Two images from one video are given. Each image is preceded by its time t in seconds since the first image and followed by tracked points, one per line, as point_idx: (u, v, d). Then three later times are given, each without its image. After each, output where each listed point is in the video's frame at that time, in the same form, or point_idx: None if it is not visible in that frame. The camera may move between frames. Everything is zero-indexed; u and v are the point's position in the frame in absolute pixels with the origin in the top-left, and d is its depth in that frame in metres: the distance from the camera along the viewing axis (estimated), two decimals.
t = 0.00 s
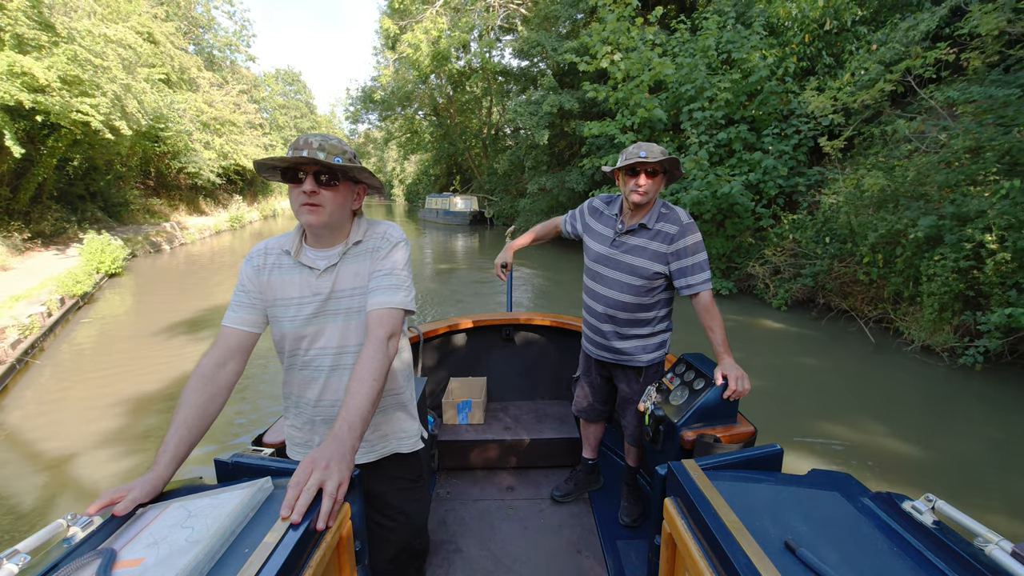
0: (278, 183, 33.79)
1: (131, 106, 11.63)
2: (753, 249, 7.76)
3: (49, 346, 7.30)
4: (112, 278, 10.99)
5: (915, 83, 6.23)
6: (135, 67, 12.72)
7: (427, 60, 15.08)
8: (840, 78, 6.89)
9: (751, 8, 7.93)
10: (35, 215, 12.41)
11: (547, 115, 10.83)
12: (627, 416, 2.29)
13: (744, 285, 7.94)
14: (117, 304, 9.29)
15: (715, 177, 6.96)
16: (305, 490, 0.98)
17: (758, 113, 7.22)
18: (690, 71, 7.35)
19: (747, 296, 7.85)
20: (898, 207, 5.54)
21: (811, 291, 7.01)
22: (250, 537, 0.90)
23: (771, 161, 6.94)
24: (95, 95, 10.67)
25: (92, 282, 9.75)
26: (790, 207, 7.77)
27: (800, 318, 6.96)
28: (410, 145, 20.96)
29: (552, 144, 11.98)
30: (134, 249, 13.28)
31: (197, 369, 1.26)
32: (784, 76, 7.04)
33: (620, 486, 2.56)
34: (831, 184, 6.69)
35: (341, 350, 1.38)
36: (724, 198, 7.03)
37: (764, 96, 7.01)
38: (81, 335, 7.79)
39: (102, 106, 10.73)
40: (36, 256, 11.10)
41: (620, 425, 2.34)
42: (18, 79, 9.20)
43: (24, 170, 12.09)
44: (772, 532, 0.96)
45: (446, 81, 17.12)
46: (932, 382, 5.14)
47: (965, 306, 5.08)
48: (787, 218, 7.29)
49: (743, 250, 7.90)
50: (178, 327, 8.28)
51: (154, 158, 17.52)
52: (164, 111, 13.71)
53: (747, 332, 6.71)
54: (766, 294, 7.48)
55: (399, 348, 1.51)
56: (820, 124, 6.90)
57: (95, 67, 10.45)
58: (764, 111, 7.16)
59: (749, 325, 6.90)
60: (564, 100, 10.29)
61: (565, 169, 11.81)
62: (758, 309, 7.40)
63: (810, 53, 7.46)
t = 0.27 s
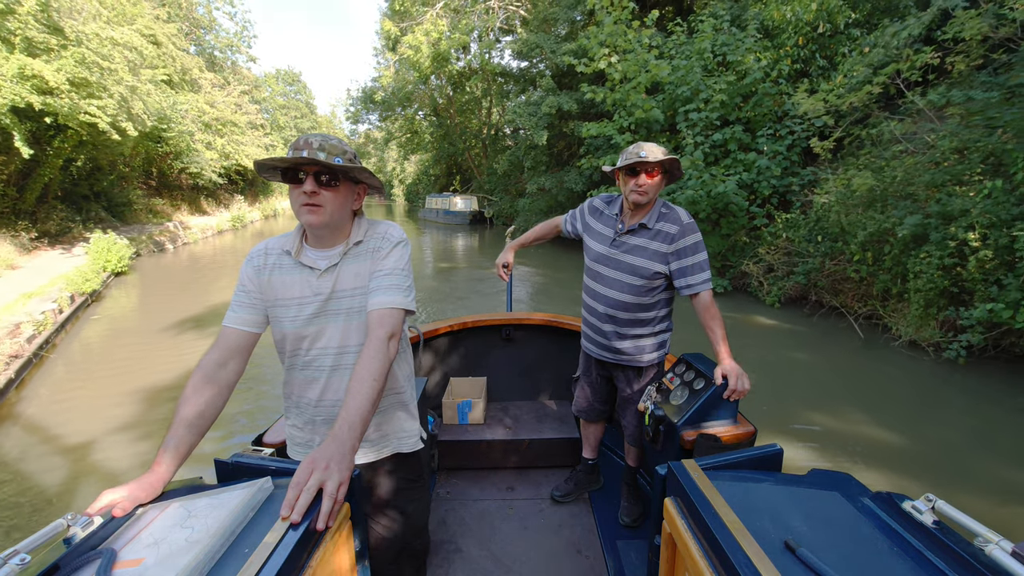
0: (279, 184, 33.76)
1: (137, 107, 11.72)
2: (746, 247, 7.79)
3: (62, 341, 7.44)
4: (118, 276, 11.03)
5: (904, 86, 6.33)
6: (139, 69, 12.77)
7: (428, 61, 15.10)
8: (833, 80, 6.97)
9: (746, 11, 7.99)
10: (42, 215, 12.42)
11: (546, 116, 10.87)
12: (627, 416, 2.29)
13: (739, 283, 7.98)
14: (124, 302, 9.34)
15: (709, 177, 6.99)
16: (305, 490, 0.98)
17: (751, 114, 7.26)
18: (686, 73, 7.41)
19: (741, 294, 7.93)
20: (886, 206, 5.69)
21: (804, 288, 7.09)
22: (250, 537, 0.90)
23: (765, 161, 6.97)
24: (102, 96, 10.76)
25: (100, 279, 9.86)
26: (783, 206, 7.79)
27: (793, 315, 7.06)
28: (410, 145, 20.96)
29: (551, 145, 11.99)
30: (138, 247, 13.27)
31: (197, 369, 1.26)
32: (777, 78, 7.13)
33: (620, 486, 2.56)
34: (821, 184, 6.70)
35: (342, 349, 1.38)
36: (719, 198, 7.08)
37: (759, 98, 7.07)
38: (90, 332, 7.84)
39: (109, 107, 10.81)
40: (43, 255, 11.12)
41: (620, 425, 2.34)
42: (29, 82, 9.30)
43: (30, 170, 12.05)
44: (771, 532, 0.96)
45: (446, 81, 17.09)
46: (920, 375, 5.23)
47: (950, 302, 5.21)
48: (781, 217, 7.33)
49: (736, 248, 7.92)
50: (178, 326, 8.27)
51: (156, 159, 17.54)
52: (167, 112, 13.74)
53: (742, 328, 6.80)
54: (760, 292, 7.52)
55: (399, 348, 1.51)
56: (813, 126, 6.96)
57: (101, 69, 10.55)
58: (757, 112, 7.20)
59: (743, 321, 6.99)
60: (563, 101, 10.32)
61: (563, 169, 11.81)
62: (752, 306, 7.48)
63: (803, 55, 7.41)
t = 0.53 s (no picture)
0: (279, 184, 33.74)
1: (143, 109, 11.81)
2: (741, 245, 7.85)
3: (74, 337, 7.54)
4: (123, 275, 11.07)
5: (893, 88, 6.41)
6: (145, 71, 12.84)
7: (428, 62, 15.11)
8: (826, 82, 7.03)
9: (741, 15, 8.06)
10: (48, 214, 12.41)
11: (545, 117, 10.90)
12: (627, 416, 2.29)
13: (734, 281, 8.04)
14: (130, 301, 9.38)
15: (702, 177, 7.00)
16: (305, 490, 0.98)
17: (746, 116, 7.29)
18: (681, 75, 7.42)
19: (736, 292, 8.03)
20: (875, 206, 5.86)
21: (797, 286, 7.19)
22: (250, 537, 0.90)
23: (758, 162, 7.03)
24: (109, 98, 10.84)
25: (107, 278, 9.93)
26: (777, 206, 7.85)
27: (786, 312, 7.17)
28: (410, 146, 20.96)
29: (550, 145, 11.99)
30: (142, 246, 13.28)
31: (198, 370, 1.26)
32: (771, 80, 7.22)
33: (619, 486, 2.57)
34: (814, 183, 6.76)
35: (343, 349, 1.38)
36: (713, 198, 7.12)
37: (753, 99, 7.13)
38: (99, 330, 7.89)
39: (116, 109, 10.89)
40: (50, 254, 11.12)
41: (620, 425, 2.34)
42: (39, 84, 9.36)
43: (36, 170, 12.03)
44: (771, 532, 0.96)
45: (446, 82, 17.08)
46: (905, 369, 5.43)
47: (935, 298, 5.41)
48: (775, 216, 7.39)
49: (732, 247, 7.97)
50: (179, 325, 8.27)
51: (158, 159, 17.54)
52: (171, 113, 13.77)
53: (737, 325, 6.91)
54: (755, 290, 7.58)
55: (399, 348, 1.51)
56: (807, 127, 6.96)
57: (108, 71, 10.63)
58: (752, 113, 7.24)
59: (738, 318, 7.09)
60: (561, 102, 10.34)
61: (562, 169, 11.81)
62: (747, 304, 7.58)
63: (797, 57, 7.44)
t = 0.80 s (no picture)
0: (280, 184, 33.73)
1: (149, 111, 11.89)
2: (736, 244, 7.95)
3: (86, 333, 7.64)
4: (129, 274, 11.10)
5: (881, 90, 6.32)
6: (150, 73, 12.89)
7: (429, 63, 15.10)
8: (818, 84, 6.97)
9: (736, 17, 8.12)
10: (54, 214, 12.41)
11: (544, 117, 10.91)
12: (627, 416, 2.28)
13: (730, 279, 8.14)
14: (135, 298, 9.42)
15: (697, 177, 7.08)
16: (305, 490, 0.98)
17: (741, 117, 7.41)
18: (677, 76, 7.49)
19: (731, 290, 8.15)
20: (864, 206, 5.93)
21: (790, 283, 7.31)
22: (250, 537, 0.90)
23: (752, 163, 7.14)
24: (115, 100, 10.91)
25: (115, 276, 10.00)
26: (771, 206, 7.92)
27: (779, 309, 7.31)
28: (410, 146, 20.96)
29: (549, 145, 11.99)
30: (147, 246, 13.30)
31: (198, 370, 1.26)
32: (764, 82, 7.31)
33: (619, 486, 2.57)
34: (808, 183, 6.90)
35: (343, 349, 1.38)
36: (707, 198, 7.18)
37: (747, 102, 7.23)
38: (106, 327, 7.94)
39: (122, 111, 10.96)
40: (57, 253, 11.11)
41: (620, 425, 2.34)
42: (48, 86, 9.37)
43: (42, 170, 12.01)
44: (771, 531, 0.96)
45: (447, 82, 17.08)
46: (894, 363, 5.61)
47: (922, 295, 5.51)
48: (768, 216, 7.50)
49: (727, 246, 8.06)
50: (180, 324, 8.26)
51: (161, 159, 17.55)
52: (175, 113, 13.78)
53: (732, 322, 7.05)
54: (749, 287, 7.70)
55: (399, 348, 1.50)
56: (799, 129, 6.97)
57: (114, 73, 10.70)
58: (746, 115, 7.36)
59: (734, 316, 7.20)
60: (560, 104, 10.36)
61: (561, 169, 11.81)
62: (741, 301, 7.71)
63: (790, 60, 7.52)
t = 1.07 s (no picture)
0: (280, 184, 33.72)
1: (155, 113, 11.96)
2: (730, 243, 7.97)
3: (96, 329, 7.73)
4: (135, 273, 11.10)
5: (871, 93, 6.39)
6: (155, 75, 12.91)
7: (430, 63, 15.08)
8: (812, 87, 7.08)
9: (732, 20, 8.19)
10: (59, 214, 12.40)
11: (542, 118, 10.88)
12: (627, 416, 2.28)
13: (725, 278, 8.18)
14: (139, 296, 9.43)
15: (693, 177, 7.12)
16: (305, 490, 0.98)
17: (736, 119, 7.44)
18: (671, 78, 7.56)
19: (725, 288, 8.17)
20: (855, 205, 6.03)
21: (784, 282, 7.33)
22: (250, 537, 0.90)
23: (747, 163, 7.18)
24: (122, 102, 10.94)
25: (121, 275, 10.04)
26: (766, 205, 7.97)
27: (773, 307, 7.30)
28: (410, 146, 20.96)
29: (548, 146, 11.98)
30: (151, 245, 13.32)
31: (199, 371, 1.26)
32: (758, 85, 7.38)
33: (619, 486, 2.57)
34: (802, 183, 6.92)
35: (343, 349, 1.38)
36: (703, 197, 7.22)
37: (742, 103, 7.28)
38: (113, 324, 7.97)
39: (129, 112, 11.00)
40: (62, 252, 11.07)
41: (620, 425, 2.34)
42: (57, 88, 9.37)
43: (48, 171, 11.99)
44: (771, 532, 0.96)
45: (447, 83, 17.08)
46: (884, 357, 5.67)
47: (910, 292, 5.57)
48: (763, 215, 7.54)
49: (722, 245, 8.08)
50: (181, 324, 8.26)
51: (163, 159, 17.55)
52: (178, 114, 13.79)
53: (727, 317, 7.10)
54: (743, 286, 7.73)
55: (399, 348, 1.50)
56: (793, 130, 7.11)
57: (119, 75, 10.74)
58: (741, 116, 7.39)
59: (729, 312, 7.26)
60: (558, 105, 10.38)
61: (560, 169, 11.81)
62: (735, 299, 7.74)
63: (785, 62, 7.59)
